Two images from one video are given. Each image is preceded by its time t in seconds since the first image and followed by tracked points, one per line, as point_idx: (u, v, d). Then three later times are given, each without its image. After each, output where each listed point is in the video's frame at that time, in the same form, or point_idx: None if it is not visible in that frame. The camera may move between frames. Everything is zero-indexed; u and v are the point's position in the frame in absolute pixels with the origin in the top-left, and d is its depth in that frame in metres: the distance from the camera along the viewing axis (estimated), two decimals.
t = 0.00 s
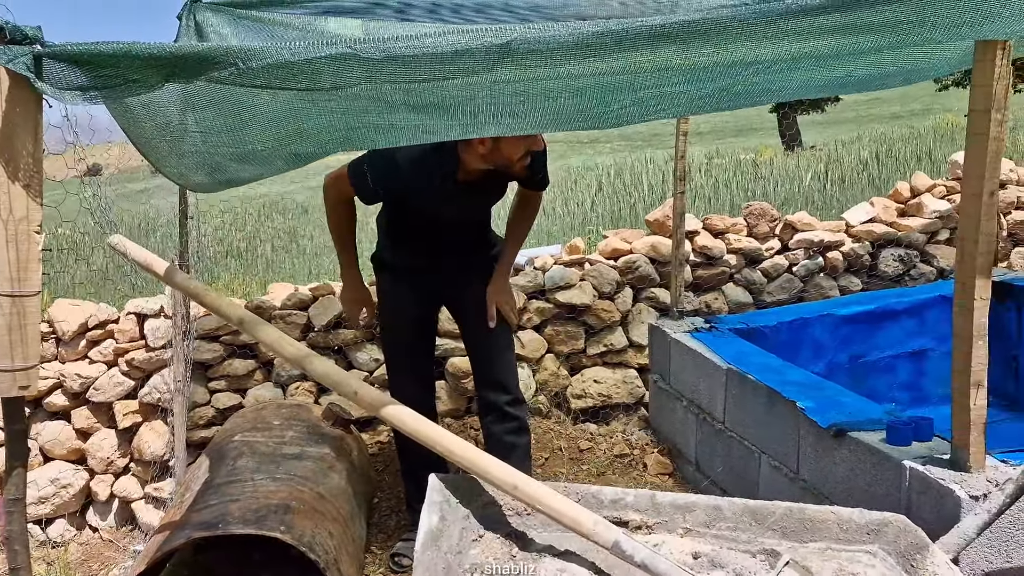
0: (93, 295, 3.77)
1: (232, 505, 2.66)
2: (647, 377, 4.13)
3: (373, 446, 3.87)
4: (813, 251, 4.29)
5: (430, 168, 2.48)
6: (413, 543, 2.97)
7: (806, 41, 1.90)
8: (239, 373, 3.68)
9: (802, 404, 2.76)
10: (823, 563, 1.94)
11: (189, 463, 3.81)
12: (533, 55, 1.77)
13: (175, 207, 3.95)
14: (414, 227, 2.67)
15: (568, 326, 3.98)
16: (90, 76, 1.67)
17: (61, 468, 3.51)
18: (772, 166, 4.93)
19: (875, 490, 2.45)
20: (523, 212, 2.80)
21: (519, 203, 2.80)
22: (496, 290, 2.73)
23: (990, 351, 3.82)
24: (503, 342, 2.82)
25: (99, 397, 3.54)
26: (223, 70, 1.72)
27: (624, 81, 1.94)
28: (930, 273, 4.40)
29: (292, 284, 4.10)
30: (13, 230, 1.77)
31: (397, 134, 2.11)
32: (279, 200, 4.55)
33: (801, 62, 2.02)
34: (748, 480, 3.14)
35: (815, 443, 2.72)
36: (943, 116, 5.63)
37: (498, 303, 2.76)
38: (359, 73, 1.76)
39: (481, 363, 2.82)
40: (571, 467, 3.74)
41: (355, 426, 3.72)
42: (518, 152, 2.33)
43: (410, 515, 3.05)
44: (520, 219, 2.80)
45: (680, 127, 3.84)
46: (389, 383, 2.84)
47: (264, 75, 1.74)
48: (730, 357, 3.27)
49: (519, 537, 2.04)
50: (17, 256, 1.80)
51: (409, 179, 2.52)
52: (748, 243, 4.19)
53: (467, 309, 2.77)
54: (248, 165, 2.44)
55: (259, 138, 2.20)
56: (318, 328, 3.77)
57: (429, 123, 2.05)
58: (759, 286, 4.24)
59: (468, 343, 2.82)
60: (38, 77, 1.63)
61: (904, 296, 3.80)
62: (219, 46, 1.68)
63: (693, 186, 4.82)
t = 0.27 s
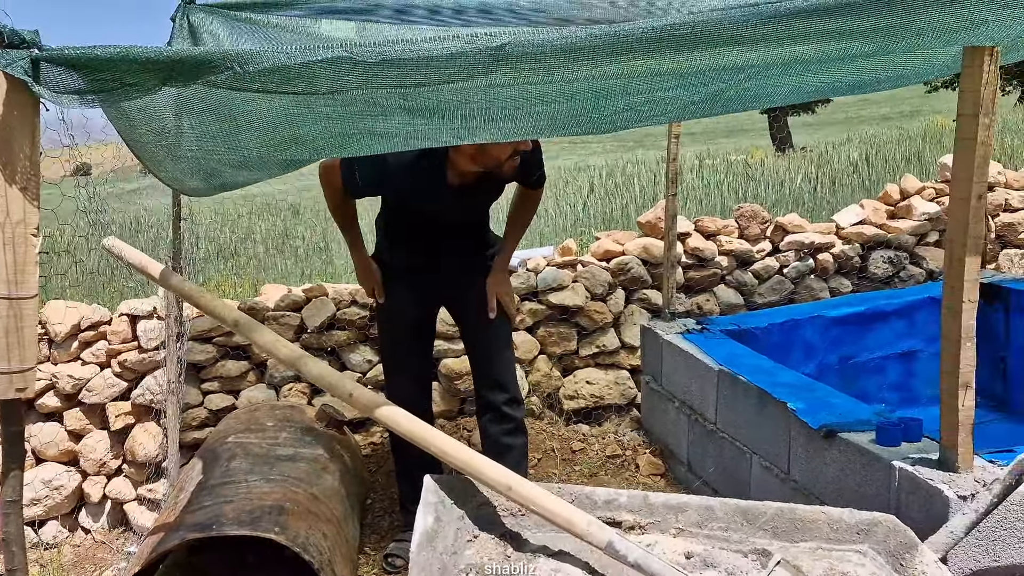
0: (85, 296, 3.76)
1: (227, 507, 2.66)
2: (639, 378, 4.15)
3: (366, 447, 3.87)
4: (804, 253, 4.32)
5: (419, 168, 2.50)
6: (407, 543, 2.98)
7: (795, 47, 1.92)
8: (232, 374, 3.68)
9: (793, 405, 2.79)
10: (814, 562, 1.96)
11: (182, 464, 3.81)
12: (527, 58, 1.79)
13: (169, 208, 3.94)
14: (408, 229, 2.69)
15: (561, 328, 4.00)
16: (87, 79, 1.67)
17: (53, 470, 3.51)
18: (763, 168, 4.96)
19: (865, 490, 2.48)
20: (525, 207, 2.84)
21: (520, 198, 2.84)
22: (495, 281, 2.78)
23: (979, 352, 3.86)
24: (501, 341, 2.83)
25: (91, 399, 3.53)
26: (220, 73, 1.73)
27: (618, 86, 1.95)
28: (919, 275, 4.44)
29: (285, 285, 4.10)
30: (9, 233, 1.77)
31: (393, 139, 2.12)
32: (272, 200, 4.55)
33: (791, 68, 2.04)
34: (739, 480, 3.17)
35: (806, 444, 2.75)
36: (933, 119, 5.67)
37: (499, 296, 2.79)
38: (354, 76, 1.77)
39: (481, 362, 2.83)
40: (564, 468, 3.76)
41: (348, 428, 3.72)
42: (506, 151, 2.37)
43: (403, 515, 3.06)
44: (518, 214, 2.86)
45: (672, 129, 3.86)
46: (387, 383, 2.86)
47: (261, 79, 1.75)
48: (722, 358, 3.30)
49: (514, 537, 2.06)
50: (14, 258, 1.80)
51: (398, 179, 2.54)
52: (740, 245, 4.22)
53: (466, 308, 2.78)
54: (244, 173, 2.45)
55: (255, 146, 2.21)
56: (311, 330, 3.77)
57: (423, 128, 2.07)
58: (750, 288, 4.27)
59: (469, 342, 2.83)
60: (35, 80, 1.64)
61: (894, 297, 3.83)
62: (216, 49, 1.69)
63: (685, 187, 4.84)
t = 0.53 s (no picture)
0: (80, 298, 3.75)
1: (223, 508, 2.66)
2: (634, 381, 4.17)
3: (361, 450, 3.88)
4: (798, 256, 4.35)
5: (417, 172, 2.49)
6: (403, 545, 2.99)
7: (790, 51, 1.94)
8: (227, 377, 3.68)
9: (788, 407, 2.80)
10: (809, 562, 1.97)
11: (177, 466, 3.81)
12: (524, 63, 1.80)
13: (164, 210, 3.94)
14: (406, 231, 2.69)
15: (556, 330, 4.01)
16: (87, 80, 1.68)
17: (48, 472, 3.50)
18: (758, 172, 4.98)
19: (859, 491, 2.50)
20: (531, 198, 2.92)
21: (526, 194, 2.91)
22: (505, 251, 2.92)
23: (971, 354, 3.89)
24: (499, 345, 2.84)
25: (87, 401, 3.52)
26: (220, 76, 1.73)
27: (614, 92, 1.97)
28: (912, 278, 4.47)
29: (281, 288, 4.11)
30: (7, 234, 1.77)
31: (392, 145, 2.13)
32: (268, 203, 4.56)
33: (787, 71, 2.06)
34: (734, 482, 3.18)
35: (800, 445, 2.76)
36: (925, 123, 5.71)
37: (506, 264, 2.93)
38: (353, 81, 1.78)
39: (480, 365, 2.83)
40: (559, 470, 3.77)
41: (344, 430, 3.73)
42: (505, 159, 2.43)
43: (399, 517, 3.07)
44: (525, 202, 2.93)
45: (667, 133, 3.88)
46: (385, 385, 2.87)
47: (261, 83, 1.76)
48: (717, 361, 3.32)
49: (510, 538, 2.07)
50: (13, 258, 1.80)
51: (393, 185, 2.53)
52: (734, 248, 4.24)
53: (465, 311, 2.79)
54: (243, 178, 2.45)
55: (255, 154, 2.23)
56: (307, 332, 3.77)
57: (423, 135, 2.09)
58: (745, 291, 4.29)
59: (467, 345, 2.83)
60: (35, 82, 1.64)
61: (887, 300, 3.85)
62: (217, 52, 1.70)
63: (679, 191, 4.87)
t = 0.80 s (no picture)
0: (76, 299, 3.75)
1: (219, 508, 2.66)
2: (630, 382, 4.17)
3: (358, 451, 3.87)
4: (794, 258, 4.36)
5: (421, 179, 2.47)
6: (399, 545, 2.98)
7: (783, 49, 1.95)
8: (223, 378, 3.68)
9: (784, 406, 2.80)
10: (804, 559, 1.97)
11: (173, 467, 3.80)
12: (520, 59, 1.82)
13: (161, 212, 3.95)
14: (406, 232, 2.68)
15: (553, 331, 4.02)
16: (83, 76, 1.68)
17: (43, 473, 3.50)
18: (754, 175, 5.00)
19: (854, 489, 2.50)
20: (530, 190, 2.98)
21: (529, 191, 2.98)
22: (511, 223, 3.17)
23: (966, 354, 3.90)
24: (498, 344, 2.85)
25: (82, 402, 3.52)
26: (216, 72, 1.74)
27: (609, 90, 1.98)
28: (908, 280, 4.48)
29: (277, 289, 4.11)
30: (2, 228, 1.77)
31: (389, 148, 2.13)
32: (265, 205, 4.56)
33: (781, 69, 2.07)
34: (730, 482, 3.18)
35: (796, 444, 2.76)
36: (921, 127, 5.73)
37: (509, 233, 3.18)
38: (349, 78, 1.79)
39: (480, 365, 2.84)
40: (556, 471, 3.77)
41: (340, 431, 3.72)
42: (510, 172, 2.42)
43: (395, 517, 3.07)
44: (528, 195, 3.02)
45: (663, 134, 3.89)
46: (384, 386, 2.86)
47: (257, 80, 1.76)
48: (714, 361, 3.32)
49: (506, 534, 2.07)
50: (8, 253, 1.80)
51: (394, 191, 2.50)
52: (731, 250, 4.25)
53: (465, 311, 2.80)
54: (238, 178, 2.45)
55: (250, 154, 2.24)
56: (303, 333, 3.78)
57: (420, 137, 2.09)
58: (741, 292, 4.30)
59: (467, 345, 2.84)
60: (30, 76, 1.65)
61: (883, 301, 3.86)
62: (212, 47, 1.71)
63: (676, 194, 4.88)
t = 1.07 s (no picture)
0: (75, 303, 3.75)
1: (216, 511, 2.65)
2: (629, 386, 4.17)
3: (356, 455, 3.86)
4: (793, 261, 4.36)
5: (427, 194, 2.49)
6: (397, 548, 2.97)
7: (778, 51, 1.96)
8: (222, 382, 3.68)
9: (782, 409, 2.80)
10: (802, 561, 1.96)
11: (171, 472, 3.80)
12: (517, 59, 1.81)
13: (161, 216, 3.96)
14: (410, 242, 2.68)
15: (551, 335, 4.01)
16: (80, 77, 1.69)
17: (41, 477, 3.49)
18: (753, 180, 5.00)
19: (853, 492, 2.49)
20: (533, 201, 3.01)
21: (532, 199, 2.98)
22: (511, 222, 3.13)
23: (965, 357, 3.89)
24: (498, 352, 2.85)
25: (80, 406, 3.52)
26: (212, 71, 1.74)
27: (607, 90, 1.98)
28: (907, 284, 4.48)
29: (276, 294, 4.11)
30: None
31: (385, 144, 2.14)
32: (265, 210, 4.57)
33: (778, 70, 2.07)
34: (729, 485, 3.17)
35: (794, 447, 2.76)
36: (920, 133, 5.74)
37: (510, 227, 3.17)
38: (345, 76, 1.79)
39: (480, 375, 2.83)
40: (555, 475, 3.76)
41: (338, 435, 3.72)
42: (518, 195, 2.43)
43: (393, 521, 3.06)
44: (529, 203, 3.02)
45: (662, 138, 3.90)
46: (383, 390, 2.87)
47: (253, 78, 1.76)
48: (712, 364, 3.32)
49: (503, 537, 2.06)
50: (4, 254, 1.80)
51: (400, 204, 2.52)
52: (729, 254, 4.25)
53: (467, 320, 2.80)
54: (234, 177, 2.46)
55: (245, 153, 2.24)
56: (302, 337, 3.78)
57: (417, 134, 2.10)
58: (740, 296, 4.30)
59: (467, 352, 2.84)
60: (27, 77, 1.65)
61: (883, 305, 3.86)
62: (209, 46, 1.71)
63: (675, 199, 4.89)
